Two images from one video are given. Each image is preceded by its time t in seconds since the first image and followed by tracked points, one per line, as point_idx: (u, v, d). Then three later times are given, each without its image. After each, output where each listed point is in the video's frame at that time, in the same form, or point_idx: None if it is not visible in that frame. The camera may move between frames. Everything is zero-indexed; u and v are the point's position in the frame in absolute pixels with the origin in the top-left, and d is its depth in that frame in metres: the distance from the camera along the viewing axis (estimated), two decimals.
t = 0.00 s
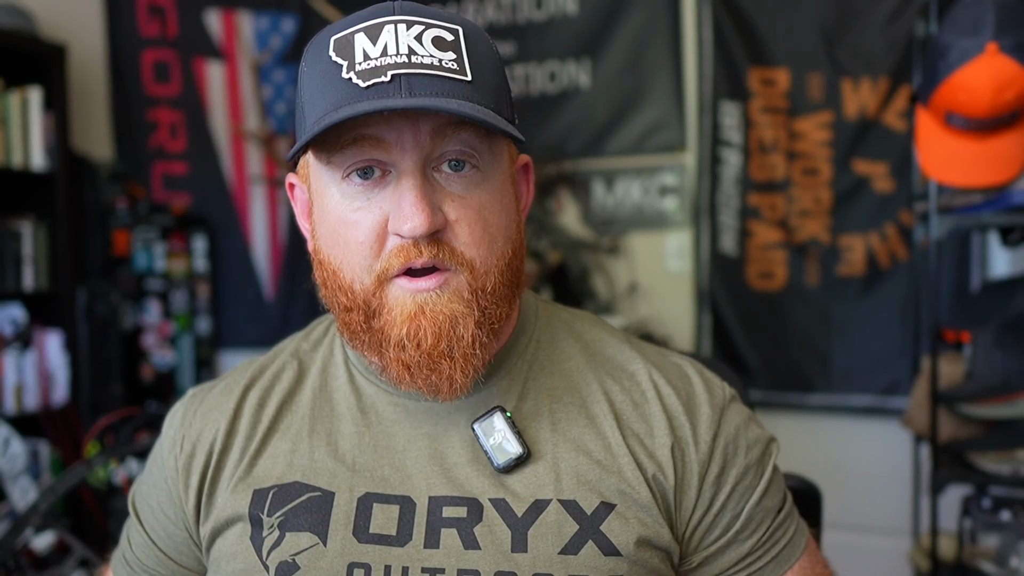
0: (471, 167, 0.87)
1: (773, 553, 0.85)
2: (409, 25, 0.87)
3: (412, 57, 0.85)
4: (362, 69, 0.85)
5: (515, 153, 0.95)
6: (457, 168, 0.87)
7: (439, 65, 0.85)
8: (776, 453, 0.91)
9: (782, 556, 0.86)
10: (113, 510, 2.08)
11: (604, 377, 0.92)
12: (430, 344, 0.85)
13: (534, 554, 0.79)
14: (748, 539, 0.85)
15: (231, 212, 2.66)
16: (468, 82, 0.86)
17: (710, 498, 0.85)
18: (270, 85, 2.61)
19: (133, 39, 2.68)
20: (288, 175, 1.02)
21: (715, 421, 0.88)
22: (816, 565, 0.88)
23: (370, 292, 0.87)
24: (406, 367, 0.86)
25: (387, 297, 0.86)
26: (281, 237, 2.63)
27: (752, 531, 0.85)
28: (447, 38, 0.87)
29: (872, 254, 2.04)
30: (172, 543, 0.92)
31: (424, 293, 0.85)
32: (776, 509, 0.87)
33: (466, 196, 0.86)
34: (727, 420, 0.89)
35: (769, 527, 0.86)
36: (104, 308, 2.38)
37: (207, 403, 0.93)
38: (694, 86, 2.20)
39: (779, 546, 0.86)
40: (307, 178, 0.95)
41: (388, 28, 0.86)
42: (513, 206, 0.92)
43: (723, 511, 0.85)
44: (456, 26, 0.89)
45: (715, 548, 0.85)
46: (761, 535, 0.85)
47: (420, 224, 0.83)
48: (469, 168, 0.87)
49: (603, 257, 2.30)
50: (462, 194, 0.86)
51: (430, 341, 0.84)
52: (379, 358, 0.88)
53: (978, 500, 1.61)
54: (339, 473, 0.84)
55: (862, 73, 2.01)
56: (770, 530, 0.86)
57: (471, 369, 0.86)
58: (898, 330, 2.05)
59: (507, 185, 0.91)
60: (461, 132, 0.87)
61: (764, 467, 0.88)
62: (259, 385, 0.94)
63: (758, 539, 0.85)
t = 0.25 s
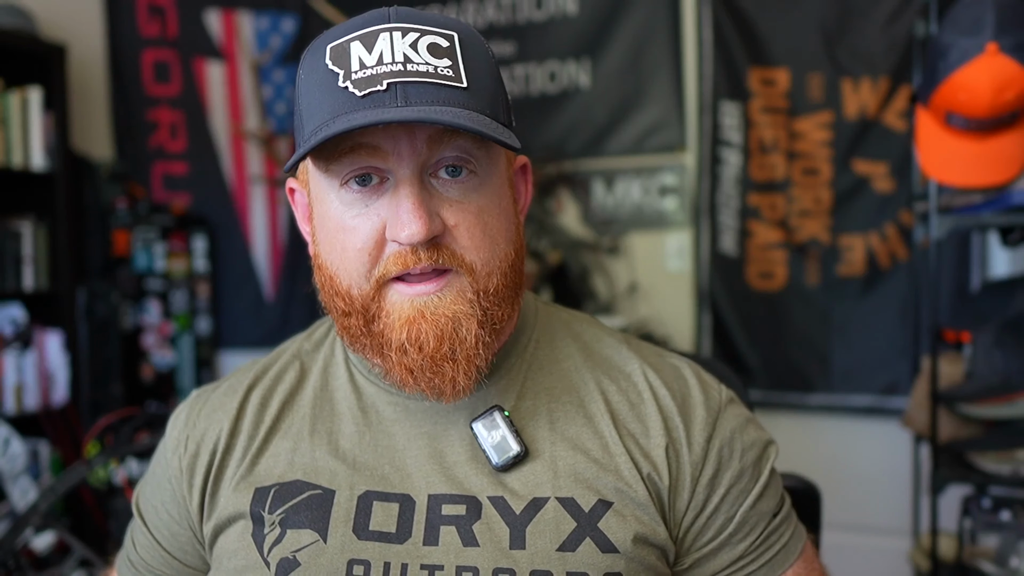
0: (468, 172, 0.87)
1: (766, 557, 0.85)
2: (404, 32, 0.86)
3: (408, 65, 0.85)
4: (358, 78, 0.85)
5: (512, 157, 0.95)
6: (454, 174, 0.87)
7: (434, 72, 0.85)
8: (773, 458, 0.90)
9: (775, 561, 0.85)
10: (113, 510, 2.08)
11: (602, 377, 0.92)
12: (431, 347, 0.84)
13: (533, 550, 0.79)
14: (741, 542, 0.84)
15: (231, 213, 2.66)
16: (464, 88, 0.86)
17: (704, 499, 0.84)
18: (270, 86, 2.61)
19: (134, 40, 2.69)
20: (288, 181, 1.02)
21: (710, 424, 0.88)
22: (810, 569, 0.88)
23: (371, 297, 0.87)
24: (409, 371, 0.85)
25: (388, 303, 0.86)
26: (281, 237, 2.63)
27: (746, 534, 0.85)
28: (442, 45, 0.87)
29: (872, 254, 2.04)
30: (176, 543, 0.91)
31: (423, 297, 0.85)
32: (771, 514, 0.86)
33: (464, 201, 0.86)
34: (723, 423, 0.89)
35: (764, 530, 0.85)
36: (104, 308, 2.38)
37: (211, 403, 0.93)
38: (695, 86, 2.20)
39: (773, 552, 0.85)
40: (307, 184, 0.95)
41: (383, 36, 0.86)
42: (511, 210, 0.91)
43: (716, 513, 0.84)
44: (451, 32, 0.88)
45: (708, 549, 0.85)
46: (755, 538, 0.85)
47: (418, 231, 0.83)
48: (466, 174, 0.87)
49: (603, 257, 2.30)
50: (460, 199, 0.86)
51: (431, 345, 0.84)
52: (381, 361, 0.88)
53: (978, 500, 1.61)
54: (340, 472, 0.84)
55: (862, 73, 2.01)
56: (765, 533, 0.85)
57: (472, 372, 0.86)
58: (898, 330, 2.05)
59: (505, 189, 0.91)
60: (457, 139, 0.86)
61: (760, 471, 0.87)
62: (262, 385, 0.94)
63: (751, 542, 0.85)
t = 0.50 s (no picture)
0: (464, 159, 0.88)
1: (766, 552, 0.85)
2: (404, 25, 0.87)
3: (406, 53, 0.85)
4: (358, 64, 0.85)
5: (510, 153, 0.95)
6: (450, 160, 0.87)
7: (432, 60, 0.85)
8: (770, 455, 0.90)
9: (774, 555, 0.85)
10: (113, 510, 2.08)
11: (599, 376, 0.92)
12: (425, 328, 0.85)
13: (531, 548, 0.79)
14: (739, 538, 0.85)
15: (231, 213, 2.66)
16: (460, 76, 0.86)
17: (703, 495, 0.84)
18: (270, 85, 2.61)
19: (133, 40, 2.69)
20: (293, 178, 1.02)
21: (707, 420, 0.88)
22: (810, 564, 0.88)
23: (366, 280, 0.87)
24: (401, 352, 0.86)
25: (383, 285, 0.86)
26: (281, 237, 2.63)
27: (744, 530, 0.85)
28: (440, 37, 0.88)
29: (872, 254, 2.04)
30: (178, 542, 0.91)
31: (418, 279, 0.85)
32: (769, 509, 0.86)
33: (460, 185, 0.86)
34: (720, 420, 0.89)
35: (762, 526, 0.85)
36: (104, 308, 2.38)
37: (212, 403, 0.93)
38: (694, 86, 2.20)
39: (772, 546, 0.85)
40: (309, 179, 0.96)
41: (383, 28, 0.87)
42: (507, 200, 0.92)
43: (715, 509, 0.85)
44: (451, 28, 0.89)
45: (707, 545, 0.85)
46: (753, 534, 0.85)
47: (412, 207, 0.83)
48: (462, 160, 0.88)
49: (603, 257, 2.30)
50: (455, 183, 0.86)
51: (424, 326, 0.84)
52: (376, 345, 0.88)
53: (978, 500, 1.61)
54: (340, 470, 0.84)
55: (862, 73, 2.01)
56: (763, 529, 0.85)
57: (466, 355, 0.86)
58: (898, 330, 2.05)
59: (501, 179, 0.91)
60: (454, 123, 0.87)
61: (757, 467, 0.88)
62: (263, 384, 0.94)
63: (749, 538, 0.85)
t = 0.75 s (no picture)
0: (468, 149, 0.89)
1: (766, 539, 0.84)
2: (413, 24, 0.89)
3: (415, 46, 0.87)
4: (368, 57, 0.86)
5: (511, 149, 0.97)
6: (455, 149, 0.88)
7: (440, 54, 0.87)
8: (767, 447, 0.90)
9: (775, 543, 0.85)
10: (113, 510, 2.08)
11: (596, 367, 0.93)
12: (428, 308, 0.85)
13: (528, 536, 0.79)
14: (739, 526, 0.84)
15: (231, 213, 2.66)
16: (467, 69, 0.87)
17: (701, 483, 0.84)
18: (270, 86, 2.61)
19: (133, 40, 2.69)
20: (299, 176, 1.02)
21: (705, 409, 0.88)
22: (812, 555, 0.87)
23: (370, 263, 0.87)
24: (405, 332, 0.86)
25: (386, 267, 0.86)
26: (281, 237, 2.63)
27: (744, 517, 0.84)
28: (447, 36, 0.90)
29: (872, 254, 2.04)
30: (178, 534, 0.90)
31: (422, 260, 0.85)
32: (768, 498, 0.86)
33: (464, 172, 0.87)
34: (718, 409, 0.89)
35: (762, 514, 0.85)
36: (104, 308, 2.38)
37: (215, 395, 0.93)
38: (694, 86, 2.20)
39: (773, 533, 0.85)
40: (316, 174, 0.96)
41: (393, 26, 0.89)
42: (509, 192, 0.92)
43: (714, 496, 0.84)
44: (456, 30, 0.91)
45: (706, 532, 0.84)
46: (753, 522, 0.84)
47: (418, 188, 0.84)
48: (466, 150, 0.89)
49: (604, 257, 2.30)
50: (459, 170, 0.87)
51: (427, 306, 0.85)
52: (379, 328, 0.88)
53: (978, 500, 1.61)
54: (341, 461, 0.84)
55: (862, 73, 2.01)
56: (763, 517, 0.85)
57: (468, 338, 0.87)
58: (898, 330, 2.05)
59: (504, 171, 0.92)
60: (459, 112, 0.89)
61: (755, 456, 0.88)
62: (265, 377, 0.94)
63: (749, 525, 0.84)
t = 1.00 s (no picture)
0: (481, 168, 0.88)
1: (762, 532, 0.83)
2: (426, 35, 0.87)
3: (430, 65, 0.86)
4: (383, 75, 0.85)
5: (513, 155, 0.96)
6: (468, 168, 0.88)
7: (455, 73, 0.86)
8: (761, 442, 0.90)
9: (771, 536, 0.83)
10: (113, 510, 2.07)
11: (592, 365, 0.93)
12: (444, 332, 0.85)
13: (525, 528, 0.79)
14: (734, 517, 0.83)
15: (231, 213, 2.66)
16: (481, 90, 0.87)
17: (694, 476, 0.85)
18: (270, 86, 2.61)
19: (134, 40, 2.69)
20: (298, 176, 1.01)
21: (699, 406, 0.89)
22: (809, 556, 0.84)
23: (384, 283, 0.86)
24: (420, 355, 0.86)
25: (400, 288, 0.86)
26: (281, 237, 2.63)
27: (738, 510, 0.84)
28: (459, 49, 0.88)
29: (872, 253, 2.04)
30: (184, 530, 0.90)
31: (437, 284, 0.85)
32: (764, 491, 0.85)
33: (477, 194, 0.87)
34: (711, 405, 0.90)
35: (757, 507, 0.84)
36: (104, 308, 2.37)
37: (214, 393, 0.93)
38: (694, 86, 2.20)
39: (768, 526, 0.83)
40: (319, 179, 0.95)
41: (405, 37, 0.87)
42: (515, 205, 0.92)
43: (708, 490, 0.84)
44: (468, 39, 0.90)
45: (702, 524, 0.84)
46: (748, 513, 0.84)
47: (438, 220, 0.83)
48: (479, 169, 0.88)
49: (604, 257, 2.30)
50: (473, 192, 0.87)
51: (443, 329, 0.84)
52: (392, 345, 0.88)
53: (978, 500, 1.60)
54: (340, 457, 0.84)
55: (862, 73, 2.01)
56: (758, 510, 0.84)
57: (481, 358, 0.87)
58: (898, 330, 2.04)
59: (511, 185, 0.92)
60: (474, 133, 0.88)
61: (748, 450, 0.87)
62: (264, 374, 0.94)
63: (744, 517, 0.83)
